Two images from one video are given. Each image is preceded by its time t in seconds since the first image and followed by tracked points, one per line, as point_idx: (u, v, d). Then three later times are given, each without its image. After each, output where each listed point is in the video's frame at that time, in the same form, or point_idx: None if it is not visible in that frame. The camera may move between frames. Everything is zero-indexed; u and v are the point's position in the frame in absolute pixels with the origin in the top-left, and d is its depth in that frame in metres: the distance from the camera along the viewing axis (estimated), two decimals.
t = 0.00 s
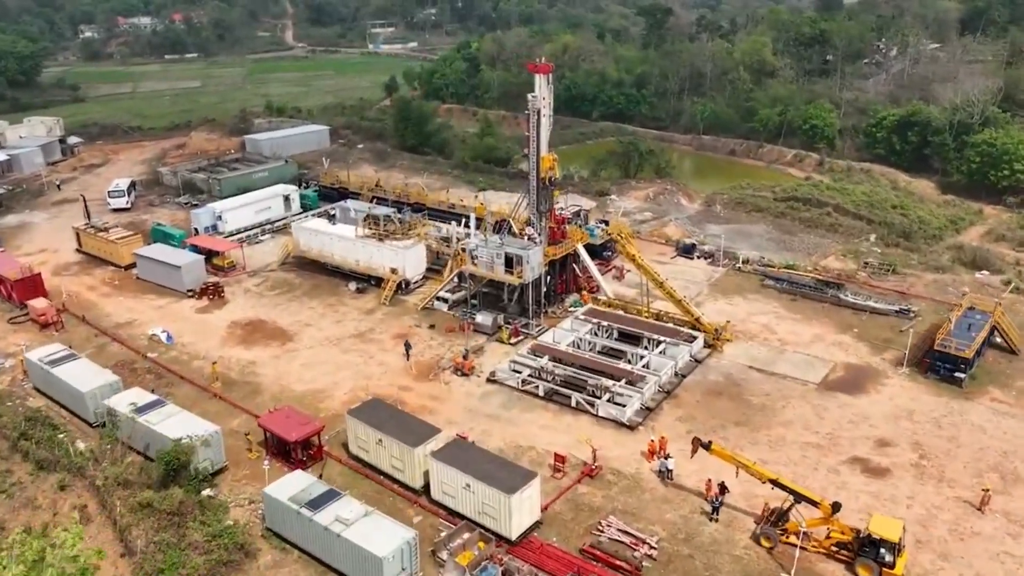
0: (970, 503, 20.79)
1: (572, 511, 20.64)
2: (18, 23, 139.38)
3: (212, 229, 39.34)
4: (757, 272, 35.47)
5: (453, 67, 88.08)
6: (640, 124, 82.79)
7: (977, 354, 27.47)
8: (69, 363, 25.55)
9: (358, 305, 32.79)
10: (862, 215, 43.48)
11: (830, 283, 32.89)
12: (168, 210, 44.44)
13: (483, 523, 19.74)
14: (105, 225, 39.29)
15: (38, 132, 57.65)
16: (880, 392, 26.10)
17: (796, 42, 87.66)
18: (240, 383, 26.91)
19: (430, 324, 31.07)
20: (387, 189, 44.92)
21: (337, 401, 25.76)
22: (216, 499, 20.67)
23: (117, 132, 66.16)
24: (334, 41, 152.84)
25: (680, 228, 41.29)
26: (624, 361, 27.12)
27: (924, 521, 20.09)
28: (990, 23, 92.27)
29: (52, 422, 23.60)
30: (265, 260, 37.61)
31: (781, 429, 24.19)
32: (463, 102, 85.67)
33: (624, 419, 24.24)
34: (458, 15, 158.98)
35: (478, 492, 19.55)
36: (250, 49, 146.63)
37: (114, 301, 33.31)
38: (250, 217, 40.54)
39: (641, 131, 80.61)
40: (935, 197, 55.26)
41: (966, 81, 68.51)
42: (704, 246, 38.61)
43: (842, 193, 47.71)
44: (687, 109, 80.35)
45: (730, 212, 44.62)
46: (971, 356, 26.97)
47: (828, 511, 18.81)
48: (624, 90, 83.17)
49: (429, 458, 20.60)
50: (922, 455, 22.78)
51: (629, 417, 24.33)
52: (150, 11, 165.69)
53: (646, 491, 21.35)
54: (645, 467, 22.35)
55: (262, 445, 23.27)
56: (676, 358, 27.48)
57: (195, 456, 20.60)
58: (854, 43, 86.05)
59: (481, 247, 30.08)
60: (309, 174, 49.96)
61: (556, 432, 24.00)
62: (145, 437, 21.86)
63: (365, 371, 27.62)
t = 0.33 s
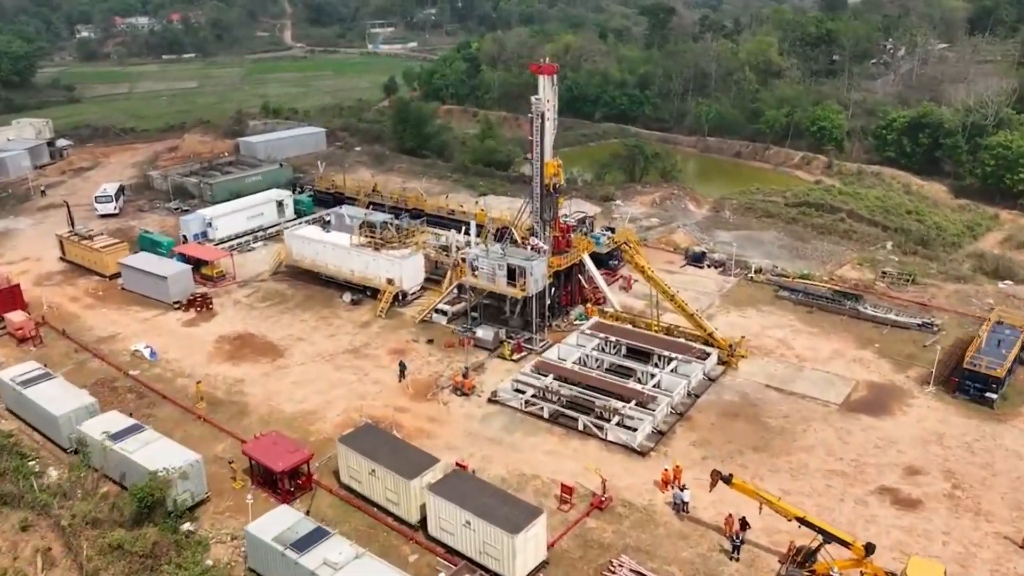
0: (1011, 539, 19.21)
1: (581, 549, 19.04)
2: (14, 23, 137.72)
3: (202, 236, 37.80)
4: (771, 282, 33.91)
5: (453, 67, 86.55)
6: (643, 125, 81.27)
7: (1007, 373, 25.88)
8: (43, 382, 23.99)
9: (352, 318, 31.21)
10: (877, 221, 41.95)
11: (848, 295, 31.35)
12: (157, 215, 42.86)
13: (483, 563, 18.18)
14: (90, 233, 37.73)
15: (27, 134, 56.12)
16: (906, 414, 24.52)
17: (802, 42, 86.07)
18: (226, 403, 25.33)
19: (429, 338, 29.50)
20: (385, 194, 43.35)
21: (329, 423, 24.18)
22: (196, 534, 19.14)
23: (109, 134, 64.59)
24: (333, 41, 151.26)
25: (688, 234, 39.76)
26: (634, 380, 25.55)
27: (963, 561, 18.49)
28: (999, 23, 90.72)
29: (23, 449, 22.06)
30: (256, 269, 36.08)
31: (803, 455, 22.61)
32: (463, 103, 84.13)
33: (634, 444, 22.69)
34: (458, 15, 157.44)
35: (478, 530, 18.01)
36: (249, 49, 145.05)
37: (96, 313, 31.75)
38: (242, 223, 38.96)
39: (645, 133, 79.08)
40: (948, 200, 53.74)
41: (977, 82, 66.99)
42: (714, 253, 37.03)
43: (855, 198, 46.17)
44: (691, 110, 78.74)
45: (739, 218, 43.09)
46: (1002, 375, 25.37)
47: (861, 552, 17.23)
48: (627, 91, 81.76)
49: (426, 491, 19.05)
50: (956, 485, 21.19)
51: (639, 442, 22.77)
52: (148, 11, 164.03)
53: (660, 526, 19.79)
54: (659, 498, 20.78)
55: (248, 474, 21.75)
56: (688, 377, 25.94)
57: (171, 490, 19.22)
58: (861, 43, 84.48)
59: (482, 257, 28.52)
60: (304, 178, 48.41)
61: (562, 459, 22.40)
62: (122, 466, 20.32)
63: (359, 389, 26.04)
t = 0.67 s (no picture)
0: None
1: None
2: (9, 23, 136.25)
3: (192, 243, 36.50)
4: (783, 292, 32.58)
5: (453, 67, 85.19)
6: (646, 126, 79.93)
7: None
8: (17, 401, 22.67)
9: (347, 330, 29.88)
10: (890, 226, 40.64)
11: (865, 306, 30.03)
12: (147, 220, 41.55)
13: None
14: (76, 239, 36.41)
15: (16, 136, 54.80)
16: (931, 434, 23.19)
17: (807, 42, 84.66)
18: (213, 423, 24.00)
19: (427, 351, 28.18)
20: (382, 198, 42.02)
21: (321, 445, 22.83)
22: (175, 570, 17.83)
23: (101, 135, 63.23)
24: (332, 41, 149.89)
25: (696, 240, 38.45)
26: (643, 398, 24.23)
27: None
28: (1007, 22, 89.41)
29: None
30: (248, 277, 34.79)
31: (824, 480, 21.27)
32: (463, 104, 82.82)
33: (645, 469, 21.34)
34: (459, 15, 156.15)
35: (479, 569, 16.65)
36: (247, 49, 143.68)
37: (80, 324, 30.43)
38: (234, 229, 37.68)
39: (648, 134, 77.75)
40: (960, 204, 52.45)
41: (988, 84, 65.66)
42: (723, 261, 35.69)
43: (866, 202, 44.87)
44: (695, 111, 77.41)
45: (748, 223, 41.80)
46: None
47: None
48: (630, 92, 80.49)
49: (423, 524, 17.71)
50: (990, 514, 19.83)
51: (650, 465, 21.44)
52: (145, 11, 162.45)
53: (674, 559, 18.45)
54: (672, 529, 19.44)
55: (233, 501, 20.41)
56: (700, 394, 24.60)
57: (148, 524, 18.03)
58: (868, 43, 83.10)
59: (483, 268, 27.22)
60: (299, 182, 47.08)
61: (568, 485, 21.02)
62: (98, 494, 19.09)
63: (353, 407, 24.70)
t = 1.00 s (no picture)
0: None
1: None
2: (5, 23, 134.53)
3: (181, 252, 35.00)
4: (798, 304, 31.07)
5: (453, 68, 83.65)
6: (650, 128, 78.44)
7: None
8: None
9: (341, 345, 28.36)
10: (906, 234, 39.16)
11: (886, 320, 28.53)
12: (135, 227, 40.03)
13: None
14: (59, 247, 34.87)
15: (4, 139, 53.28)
16: (964, 462, 21.66)
17: (814, 41, 83.06)
18: (195, 449, 22.47)
19: (425, 369, 26.66)
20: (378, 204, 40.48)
21: (311, 474, 21.33)
22: None
23: (92, 138, 61.70)
24: (330, 41, 148.30)
25: (705, 248, 36.94)
26: (654, 423, 22.72)
27: None
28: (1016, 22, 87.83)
29: None
30: (239, 287, 33.30)
31: (852, 513, 19.73)
32: (463, 106, 81.34)
33: (658, 501, 19.84)
34: (459, 15, 154.60)
35: None
36: (245, 49, 142.07)
37: (60, 339, 28.90)
38: (224, 237, 36.16)
39: (651, 136, 76.26)
40: (975, 209, 50.96)
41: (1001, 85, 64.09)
42: (734, 271, 34.18)
43: (880, 207, 43.40)
44: (700, 112, 75.91)
45: (758, 230, 40.33)
46: None
47: None
48: (633, 93, 78.98)
49: (418, 569, 16.19)
50: None
51: (663, 498, 19.93)
52: (142, 10, 160.73)
53: None
54: (689, 570, 17.90)
55: (214, 538, 18.90)
56: (715, 418, 23.07)
57: (117, 569, 16.54)
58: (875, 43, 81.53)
59: (484, 281, 25.71)
60: (294, 187, 45.57)
61: (575, 520, 19.48)
62: (66, 533, 17.61)
63: (346, 432, 23.18)
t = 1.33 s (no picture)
0: None
1: None
2: None
3: (165, 261, 33.45)
4: (813, 317, 29.59)
5: (451, 68, 82.07)
6: (651, 130, 77.01)
7: None
8: None
9: (332, 362, 26.81)
10: (920, 240, 37.71)
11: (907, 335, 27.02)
12: (120, 235, 38.45)
13: None
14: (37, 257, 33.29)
15: None
16: (998, 492, 20.19)
17: (818, 41, 81.48)
18: (173, 478, 20.93)
19: (421, 389, 25.12)
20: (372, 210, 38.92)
21: (297, 507, 19.79)
22: None
23: (81, 141, 60.09)
24: (326, 41, 146.54)
25: (713, 256, 35.45)
26: (665, 450, 21.21)
27: None
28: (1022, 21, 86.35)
29: None
30: (226, 299, 31.79)
31: (881, 551, 18.23)
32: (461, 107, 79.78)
33: (672, 538, 18.32)
34: (456, 15, 152.94)
35: None
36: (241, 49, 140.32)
37: (35, 356, 27.33)
38: (211, 246, 34.61)
39: (652, 139, 74.84)
40: (987, 213, 49.52)
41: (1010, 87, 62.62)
42: (744, 281, 32.67)
43: (892, 212, 41.94)
44: (702, 113, 74.41)
45: (767, 237, 38.86)
46: None
47: None
48: (634, 94, 77.47)
49: None
50: None
51: (678, 534, 18.41)
52: (137, 10, 158.88)
53: None
54: None
55: None
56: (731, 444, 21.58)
57: None
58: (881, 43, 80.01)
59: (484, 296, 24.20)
60: (286, 192, 44.05)
61: (582, 559, 17.96)
62: None
63: (335, 459, 21.64)
